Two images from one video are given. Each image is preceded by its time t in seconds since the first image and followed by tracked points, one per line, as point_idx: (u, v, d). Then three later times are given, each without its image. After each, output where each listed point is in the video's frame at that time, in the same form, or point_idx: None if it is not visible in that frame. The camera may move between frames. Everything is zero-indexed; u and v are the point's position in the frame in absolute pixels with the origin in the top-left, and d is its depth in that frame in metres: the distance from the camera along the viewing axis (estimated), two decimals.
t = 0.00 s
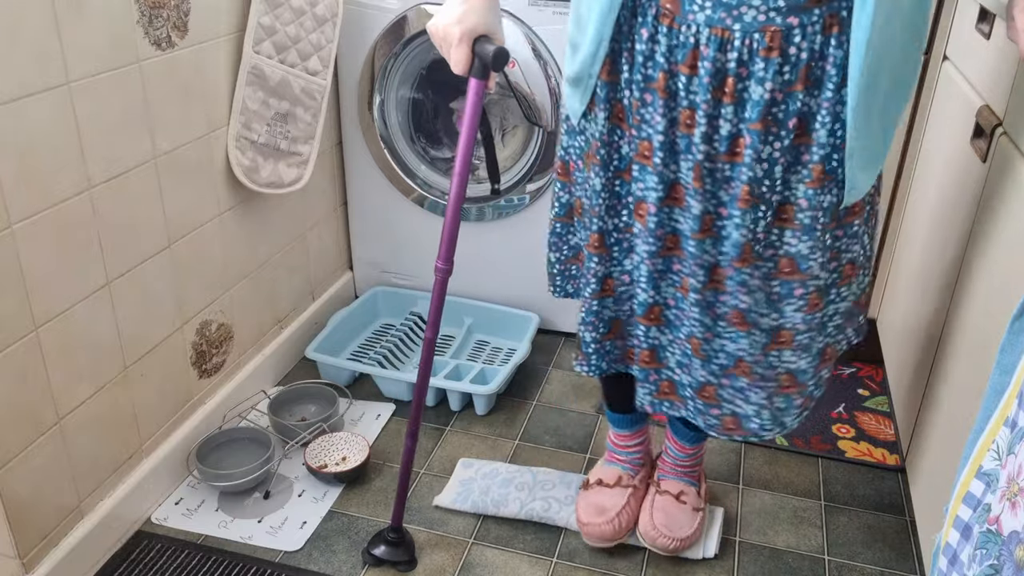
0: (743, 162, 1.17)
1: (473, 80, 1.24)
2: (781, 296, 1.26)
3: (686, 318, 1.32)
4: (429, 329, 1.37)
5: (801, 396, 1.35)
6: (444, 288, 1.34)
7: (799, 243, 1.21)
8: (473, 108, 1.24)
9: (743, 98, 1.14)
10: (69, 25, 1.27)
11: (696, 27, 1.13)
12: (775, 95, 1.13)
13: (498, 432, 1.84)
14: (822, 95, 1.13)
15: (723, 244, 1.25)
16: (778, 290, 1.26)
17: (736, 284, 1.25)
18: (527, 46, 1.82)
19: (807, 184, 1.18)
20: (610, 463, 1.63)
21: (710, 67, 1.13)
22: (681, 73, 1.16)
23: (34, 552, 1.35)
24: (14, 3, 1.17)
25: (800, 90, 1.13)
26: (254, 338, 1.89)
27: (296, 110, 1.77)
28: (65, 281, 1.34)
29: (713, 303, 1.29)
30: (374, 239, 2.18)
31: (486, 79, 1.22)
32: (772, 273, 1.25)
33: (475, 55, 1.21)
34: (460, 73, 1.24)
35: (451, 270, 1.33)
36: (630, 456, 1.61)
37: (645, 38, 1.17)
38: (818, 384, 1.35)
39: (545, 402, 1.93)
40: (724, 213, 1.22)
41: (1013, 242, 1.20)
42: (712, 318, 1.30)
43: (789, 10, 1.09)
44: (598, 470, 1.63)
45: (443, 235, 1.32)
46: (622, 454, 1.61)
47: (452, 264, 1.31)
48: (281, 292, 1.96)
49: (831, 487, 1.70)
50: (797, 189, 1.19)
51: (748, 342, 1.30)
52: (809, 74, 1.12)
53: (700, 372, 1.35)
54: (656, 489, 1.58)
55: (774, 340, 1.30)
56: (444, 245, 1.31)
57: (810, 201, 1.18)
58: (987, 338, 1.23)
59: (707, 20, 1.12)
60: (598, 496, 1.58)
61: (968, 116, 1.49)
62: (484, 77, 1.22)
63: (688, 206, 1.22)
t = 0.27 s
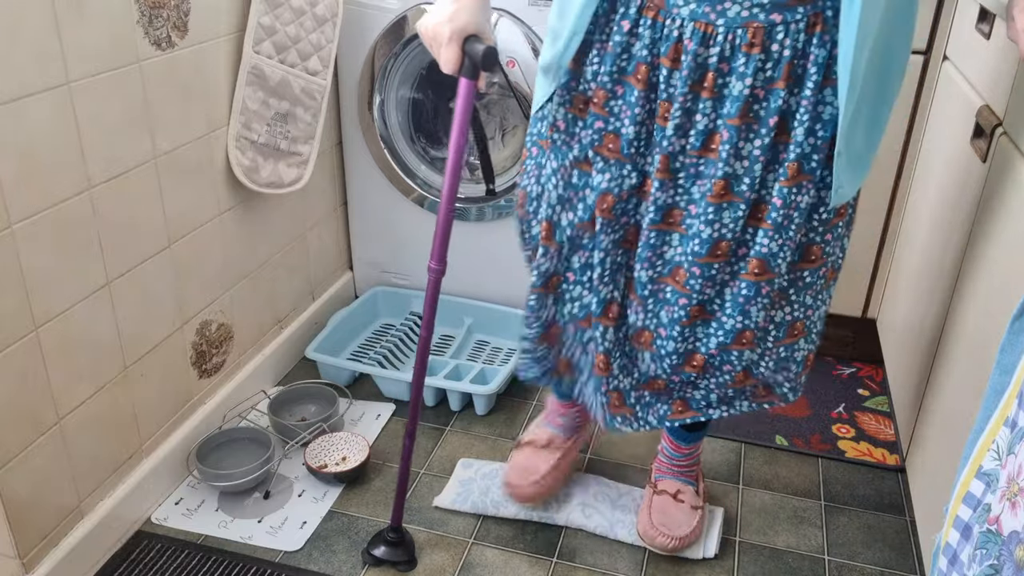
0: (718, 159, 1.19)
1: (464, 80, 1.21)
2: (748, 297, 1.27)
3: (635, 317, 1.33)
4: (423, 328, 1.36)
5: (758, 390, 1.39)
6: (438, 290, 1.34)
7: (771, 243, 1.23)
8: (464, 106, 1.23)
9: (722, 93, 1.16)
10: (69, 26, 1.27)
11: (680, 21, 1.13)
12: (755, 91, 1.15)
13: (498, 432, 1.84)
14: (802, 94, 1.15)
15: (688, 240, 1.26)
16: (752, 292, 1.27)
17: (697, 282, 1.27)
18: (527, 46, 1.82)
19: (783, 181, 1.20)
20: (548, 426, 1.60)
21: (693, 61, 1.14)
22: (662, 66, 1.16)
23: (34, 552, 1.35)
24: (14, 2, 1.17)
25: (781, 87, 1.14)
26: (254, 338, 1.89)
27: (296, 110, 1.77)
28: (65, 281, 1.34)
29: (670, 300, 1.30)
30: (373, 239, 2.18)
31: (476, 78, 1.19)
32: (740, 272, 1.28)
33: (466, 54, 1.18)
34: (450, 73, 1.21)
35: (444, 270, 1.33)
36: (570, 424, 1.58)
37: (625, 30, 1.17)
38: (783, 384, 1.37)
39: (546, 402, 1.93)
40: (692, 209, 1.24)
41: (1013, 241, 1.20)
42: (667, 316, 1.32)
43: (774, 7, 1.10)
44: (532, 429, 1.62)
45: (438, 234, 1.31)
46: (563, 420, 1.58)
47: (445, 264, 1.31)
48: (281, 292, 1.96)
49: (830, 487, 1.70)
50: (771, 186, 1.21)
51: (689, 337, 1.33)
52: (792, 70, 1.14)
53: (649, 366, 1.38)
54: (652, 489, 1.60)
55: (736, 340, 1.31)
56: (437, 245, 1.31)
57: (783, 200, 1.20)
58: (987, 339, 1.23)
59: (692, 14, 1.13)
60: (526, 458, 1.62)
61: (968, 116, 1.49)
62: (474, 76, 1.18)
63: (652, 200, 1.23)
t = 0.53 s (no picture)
0: (701, 163, 1.19)
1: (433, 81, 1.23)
2: (735, 288, 1.30)
3: (648, 330, 1.31)
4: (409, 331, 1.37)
5: (755, 381, 1.40)
6: (421, 292, 1.34)
7: (749, 234, 1.26)
8: (437, 107, 1.24)
9: (691, 98, 1.17)
10: (69, 26, 1.27)
11: (640, 30, 1.15)
12: (725, 91, 1.17)
13: (498, 432, 1.84)
14: (766, 87, 1.19)
15: (686, 249, 1.25)
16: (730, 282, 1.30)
17: (703, 288, 1.25)
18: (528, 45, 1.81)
19: (755, 174, 1.23)
20: (536, 449, 1.66)
21: (659, 68, 1.16)
22: (626, 78, 1.18)
23: (34, 552, 1.35)
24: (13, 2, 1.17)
25: (746, 83, 1.17)
26: (254, 338, 1.89)
27: (296, 110, 1.77)
28: (65, 280, 1.34)
29: (681, 311, 1.29)
30: (373, 239, 2.18)
31: (445, 79, 1.21)
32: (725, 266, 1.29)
33: (432, 55, 1.21)
34: (418, 74, 1.23)
35: (426, 273, 1.33)
36: (557, 446, 1.65)
37: (587, 44, 1.19)
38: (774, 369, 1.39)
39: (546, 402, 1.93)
40: (684, 218, 1.24)
41: (1013, 241, 1.20)
42: (679, 327, 1.30)
43: (731, 6, 1.13)
44: (520, 453, 1.67)
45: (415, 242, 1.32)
46: (551, 443, 1.65)
47: (427, 268, 1.31)
48: (281, 291, 1.96)
49: (830, 487, 1.70)
50: (749, 181, 1.23)
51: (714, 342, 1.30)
52: (753, 67, 1.18)
53: (667, 383, 1.33)
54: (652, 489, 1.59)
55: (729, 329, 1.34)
56: (417, 250, 1.31)
57: (758, 191, 1.24)
58: (987, 338, 1.23)
59: (651, 21, 1.14)
60: (519, 476, 1.61)
61: (968, 116, 1.48)
62: (444, 77, 1.21)
63: (646, 215, 1.23)
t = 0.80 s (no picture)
0: (684, 159, 1.20)
1: (409, 80, 1.22)
2: (725, 282, 1.33)
3: (628, 338, 1.30)
4: (398, 331, 1.36)
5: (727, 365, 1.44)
6: (408, 289, 1.33)
7: (734, 225, 1.29)
8: (413, 105, 1.23)
9: (669, 95, 1.18)
10: (69, 26, 1.27)
11: (613, 32, 1.16)
12: (700, 87, 1.18)
13: (498, 432, 1.84)
14: (738, 80, 1.22)
15: (671, 249, 1.26)
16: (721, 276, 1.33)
17: (690, 286, 1.26)
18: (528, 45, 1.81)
19: (733, 166, 1.26)
20: (535, 447, 1.65)
21: (635, 68, 1.16)
22: (601, 80, 1.18)
23: (34, 552, 1.35)
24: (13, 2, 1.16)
25: (720, 77, 1.20)
26: (254, 338, 1.89)
27: (296, 110, 1.77)
28: (65, 281, 1.34)
29: (666, 315, 1.29)
30: (374, 239, 2.18)
31: (422, 77, 1.20)
32: (713, 262, 1.31)
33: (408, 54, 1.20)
34: (394, 72, 1.22)
35: (413, 271, 1.31)
36: (556, 444, 1.63)
37: (562, 45, 1.19)
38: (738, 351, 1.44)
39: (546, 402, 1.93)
40: (668, 217, 1.24)
41: (1013, 241, 1.20)
42: (666, 331, 1.30)
43: (701, 4, 1.15)
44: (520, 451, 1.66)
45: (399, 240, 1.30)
46: (549, 440, 1.63)
47: (413, 265, 1.30)
48: (281, 292, 1.96)
49: (830, 487, 1.70)
50: (726, 173, 1.26)
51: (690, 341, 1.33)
52: (726, 61, 1.20)
53: (653, 382, 1.34)
54: (578, 470, 1.59)
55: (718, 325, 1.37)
56: (402, 246, 1.30)
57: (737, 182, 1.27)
58: (987, 338, 1.23)
59: (624, 24, 1.16)
60: (518, 475, 1.60)
61: (968, 116, 1.48)
62: (420, 75, 1.20)
63: (626, 217, 1.22)
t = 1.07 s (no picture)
0: (626, 157, 1.20)
1: (405, 76, 1.21)
2: (664, 285, 1.31)
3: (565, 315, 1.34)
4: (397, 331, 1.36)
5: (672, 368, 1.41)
6: (405, 287, 1.32)
7: (680, 232, 1.27)
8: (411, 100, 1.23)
9: (626, 93, 1.18)
10: (69, 26, 1.27)
11: (581, 24, 1.16)
12: (658, 91, 1.17)
13: (498, 432, 1.84)
14: (699, 90, 1.18)
15: (605, 238, 1.27)
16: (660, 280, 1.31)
17: (618, 277, 1.28)
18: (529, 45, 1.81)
19: (688, 174, 1.23)
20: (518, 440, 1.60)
21: (596, 63, 1.16)
22: (563, 70, 1.18)
23: (34, 552, 1.35)
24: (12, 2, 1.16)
25: (682, 85, 1.17)
26: (254, 338, 1.89)
27: (296, 110, 1.77)
28: (65, 281, 1.34)
29: (599, 300, 1.31)
30: (373, 239, 2.18)
31: (418, 73, 1.19)
32: (654, 262, 1.30)
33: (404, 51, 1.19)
34: (390, 70, 1.21)
35: (410, 269, 1.30)
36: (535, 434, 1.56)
37: (529, 33, 1.19)
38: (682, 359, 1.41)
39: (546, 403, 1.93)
40: (609, 208, 1.25)
41: (1013, 241, 1.20)
42: (593, 315, 1.32)
43: (670, 8, 1.13)
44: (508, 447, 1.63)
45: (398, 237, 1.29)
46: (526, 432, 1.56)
47: (410, 262, 1.29)
48: (281, 292, 1.96)
49: (830, 487, 1.70)
50: (679, 179, 1.24)
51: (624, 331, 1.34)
52: (690, 69, 1.17)
53: (581, 367, 1.37)
54: (577, 477, 1.60)
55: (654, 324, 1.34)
56: (400, 244, 1.29)
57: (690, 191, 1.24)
58: (988, 338, 1.23)
59: (592, 18, 1.15)
60: (512, 476, 1.60)
61: (968, 116, 1.48)
62: (416, 72, 1.19)
63: (569, 205, 1.24)
